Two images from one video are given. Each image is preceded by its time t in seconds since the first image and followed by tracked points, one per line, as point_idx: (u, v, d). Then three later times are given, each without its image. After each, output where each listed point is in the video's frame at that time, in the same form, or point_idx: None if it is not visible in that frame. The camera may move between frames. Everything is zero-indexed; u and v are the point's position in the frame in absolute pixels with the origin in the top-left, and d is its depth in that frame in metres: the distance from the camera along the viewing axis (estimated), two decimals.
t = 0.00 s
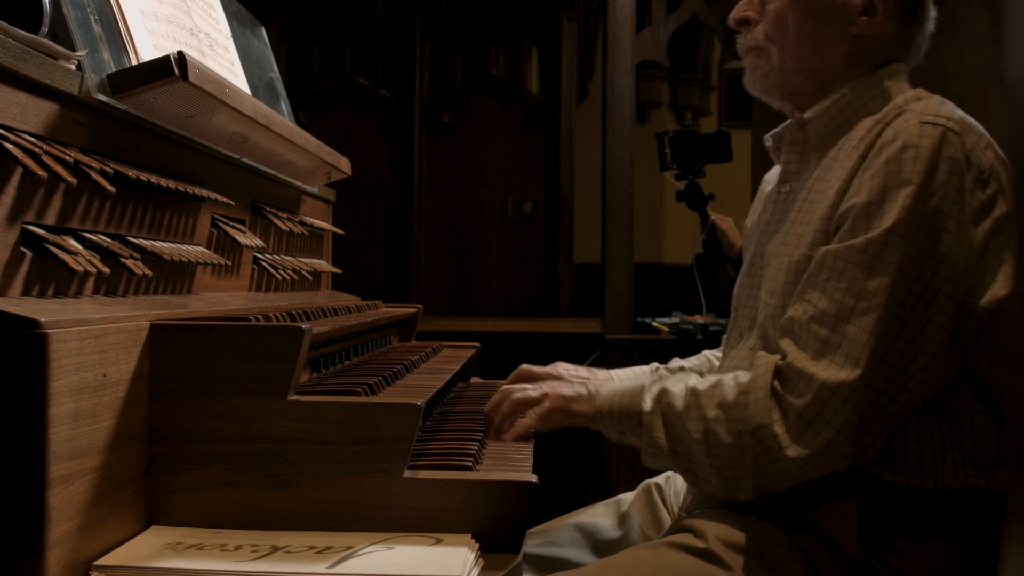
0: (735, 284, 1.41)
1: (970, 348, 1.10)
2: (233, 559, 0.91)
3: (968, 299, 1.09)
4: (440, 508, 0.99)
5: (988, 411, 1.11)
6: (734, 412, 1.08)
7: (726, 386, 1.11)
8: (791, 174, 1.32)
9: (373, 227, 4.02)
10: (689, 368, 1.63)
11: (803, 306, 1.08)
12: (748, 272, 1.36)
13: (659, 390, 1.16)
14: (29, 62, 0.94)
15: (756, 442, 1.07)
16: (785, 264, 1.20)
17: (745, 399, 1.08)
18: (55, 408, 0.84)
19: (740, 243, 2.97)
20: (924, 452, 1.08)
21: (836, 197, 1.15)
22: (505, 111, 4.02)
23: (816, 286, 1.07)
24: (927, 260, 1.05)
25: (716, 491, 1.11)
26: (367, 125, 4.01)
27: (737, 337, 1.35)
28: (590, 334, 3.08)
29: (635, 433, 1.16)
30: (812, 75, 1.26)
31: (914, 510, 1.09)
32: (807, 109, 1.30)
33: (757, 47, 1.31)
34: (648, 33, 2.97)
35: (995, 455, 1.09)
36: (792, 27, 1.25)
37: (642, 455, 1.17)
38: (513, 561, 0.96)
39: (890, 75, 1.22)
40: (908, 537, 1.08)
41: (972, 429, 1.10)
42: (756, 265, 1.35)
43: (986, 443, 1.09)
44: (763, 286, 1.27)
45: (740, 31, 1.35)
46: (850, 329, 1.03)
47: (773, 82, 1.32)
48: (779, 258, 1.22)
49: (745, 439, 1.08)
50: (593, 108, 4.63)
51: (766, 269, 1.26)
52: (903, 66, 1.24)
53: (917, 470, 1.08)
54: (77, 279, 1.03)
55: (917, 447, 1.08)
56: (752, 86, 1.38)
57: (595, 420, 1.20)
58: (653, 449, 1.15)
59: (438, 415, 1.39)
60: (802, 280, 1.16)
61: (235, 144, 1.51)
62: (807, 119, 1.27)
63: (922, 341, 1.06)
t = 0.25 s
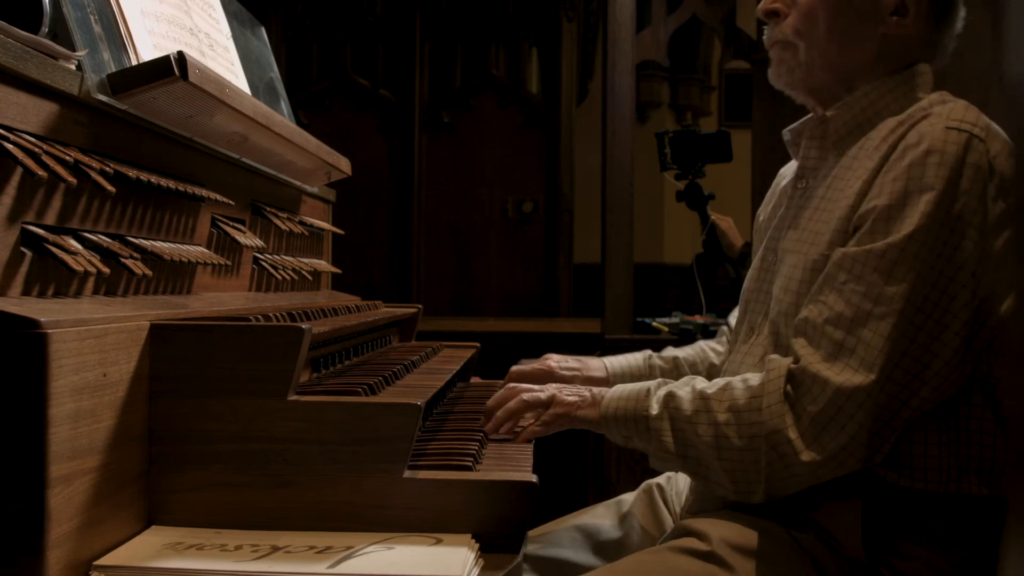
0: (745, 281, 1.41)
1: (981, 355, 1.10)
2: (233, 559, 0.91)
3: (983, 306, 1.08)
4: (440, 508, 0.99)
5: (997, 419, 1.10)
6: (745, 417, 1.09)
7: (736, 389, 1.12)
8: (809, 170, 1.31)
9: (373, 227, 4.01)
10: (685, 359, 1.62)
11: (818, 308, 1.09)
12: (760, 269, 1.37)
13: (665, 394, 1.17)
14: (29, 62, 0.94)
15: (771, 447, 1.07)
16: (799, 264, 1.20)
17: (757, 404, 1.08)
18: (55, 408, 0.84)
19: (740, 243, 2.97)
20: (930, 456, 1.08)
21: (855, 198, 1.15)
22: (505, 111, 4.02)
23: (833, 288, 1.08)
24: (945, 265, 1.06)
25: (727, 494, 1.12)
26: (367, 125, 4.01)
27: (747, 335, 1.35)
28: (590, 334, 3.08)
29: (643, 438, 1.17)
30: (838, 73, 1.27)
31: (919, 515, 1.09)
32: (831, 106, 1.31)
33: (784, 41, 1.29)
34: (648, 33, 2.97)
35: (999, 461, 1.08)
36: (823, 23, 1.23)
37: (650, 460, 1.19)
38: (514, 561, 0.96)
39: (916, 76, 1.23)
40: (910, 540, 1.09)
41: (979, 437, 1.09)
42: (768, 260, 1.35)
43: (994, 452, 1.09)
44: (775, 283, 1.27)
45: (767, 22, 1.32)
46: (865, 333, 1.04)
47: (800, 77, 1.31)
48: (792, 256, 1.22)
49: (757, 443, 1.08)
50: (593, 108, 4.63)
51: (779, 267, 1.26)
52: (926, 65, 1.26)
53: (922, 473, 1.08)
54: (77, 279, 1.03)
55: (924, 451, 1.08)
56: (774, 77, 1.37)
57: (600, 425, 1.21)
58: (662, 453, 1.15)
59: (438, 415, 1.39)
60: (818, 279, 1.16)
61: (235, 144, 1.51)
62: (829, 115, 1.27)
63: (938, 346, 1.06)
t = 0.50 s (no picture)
0: (751, 281, 1.41)
1: (987, 355, 1.09)
2: (233, 559, 0.91)
3: (989, 307, 1.08)
4: (440, 509, 0.99)
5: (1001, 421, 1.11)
6: (748, 414, 1.09)
7: (740, 385, 1.12)
8: (813, 173, 1.32)
9: (373, 227, 4.01)
10: (687, 365, 1.63)
11: (821, 306, 1.09)
12: (762, 268, 1.38)
13: (667, 391, 1.18)
14: (29, 62, 0.94)
15: (772, 444, 1.07)
16: (804, 262, 1.20)
17: (758, 402, 1.08)
18: (55, 408, 0.84)
19: (740, 244, 2.97)
20: (933, 457, 1.08)
21: (861, 198, 1.15)
22: (505, 111, 4.02)
23: (837, 286, 1.08)
24: (950, 264, 1.05)
25: (728, 493, 1.12)
26: (367, 125, 4.01)
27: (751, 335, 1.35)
28: (590, 334, 3.08)
29: (644, 434, 1.18)
30: (842, 72, 1.28)
31: (921, 517, 1.09)
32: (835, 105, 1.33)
33: (787, 41, 1.32)
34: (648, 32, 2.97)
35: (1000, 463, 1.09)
36: (826, 23, 1.26)
37: (652, 457, 1.19)
38: (514, 561, 0.96)
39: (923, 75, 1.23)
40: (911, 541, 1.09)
41: (984, 438, 1.10)
42: (772, 260, 1.36)
43: (998, 453, 1.09)
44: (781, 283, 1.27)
45: (771, 23, 1.35)
46: (868, 331, 1.04)
47: (803, 76, 1.33)
48: (797, 255, 1.23)
49: (759, 440, 1.08)
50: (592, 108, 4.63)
51: (784, 267, 1.27)
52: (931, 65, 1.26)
53: (924, 473, 1.08)
54: (77, 279, 1.03)
55: (927, 452, 1.08)
56: (780, 77, 1.39)
57: (602, 421, 1.21)
58: (664, 450, 1.16)
59: (438, 415, 1.39)
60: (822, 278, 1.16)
61: (235, 144, 1.51)
62: (835, 115, 1.27)
63: (943, 346, 1.06)
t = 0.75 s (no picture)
0: (749, 280, 1.41)
1: (983, 346, 1.09)
2: (233, 560, 0.91)
3: (985, 298, 1.08)
4: (440, 508, 0.99)
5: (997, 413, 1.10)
6: (748, 407, 1.09)
7: (739, 379, 1.12)
8: (809, 172, 1.30)
9: (373, 227, 4.01)
10: (684, 370, 1.62)
11: (820, 299, 1.08)
12: (760, 268, 1.38)
13: (667, 387, 1.18)
14: (29, 62, 0.94)
15: (773, 437, 1.07)
16: (800, 257, 1.20)
17: (759, 395, 1.08)
18: (55, 408, 0.84)
19: (740, 244, 2.97)
20: (933, 449, 1.08)
21: (855, 192, 1.16)
22: (505, 111, 4.02)
23: (834, 279, 1.08)
24: (944, 256, 1.05)
25: (729, 489, 1.11)
26: (367, 125, 4.01)
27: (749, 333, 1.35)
28: (590, 334, 3.08)
29: (645, 429, 1.18)
30: (836, 73, 1.29)
31: (920, 512, 1.09)
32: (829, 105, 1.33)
33: (780, 44, 1.33)
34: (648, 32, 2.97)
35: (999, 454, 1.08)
36: (818, 25, 1.27)
37: (652, 452, 1.18)
38: (513, 561, 0.96)
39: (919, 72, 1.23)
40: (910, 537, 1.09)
41: (982, 430, 1.09)
42: (769, 260, 1.36)
43: (996, 444, 1.09)
44: (778, 280, 1.27)
45: (764, 29, 1.36)
46: (867, 323, 1.04)
47: (797, 79, 1.34)
48: (794, 251, 1.22)
49: (760, 433, 1.08)
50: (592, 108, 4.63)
51: (781, 264, 1.27)
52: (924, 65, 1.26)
53: (924, 467, 1.08)
54: (77, 279, 1.03)
55: (926, 445, 1.08)
56: (774, 82, 1.40)
57: (603, 419, 1.22)
58: (664, 446, 1.16)
59: (438, 415, 1.39)
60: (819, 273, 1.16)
61: (235, 144, 1.51)
62: (829, 114, 1.26)
63: (940, 337, 1.06)
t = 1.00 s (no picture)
0: (748, 279, 1.42)
1: (980, 346, 1.09)
2: (233, 559, 0.91)
3: (984, 298, 1.08)
4: (440, 509, 0.99)
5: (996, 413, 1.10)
6: (752, 409, 1.09)
7: (742, 381, 1.11)
8: (809, 172, 1.31)
9: (373, 227, 4.01)
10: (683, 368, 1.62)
11: (823, 301, 1.08)
12: (760, 268, 1.39)
13: (669, 387, 1.18)
14: (29, 62, 0.94)
15: (778, 440, 1.06)
16: (801, 258, 1.20)
17: (763, 397, 1.08)
18: (55, 408, 0.84)
19: (740, 244, 2.97)
20: (931, 449, 1.08)
21: (856, 193, 1.15)
22: (505, 111, 4.02)
23: (836, 281, 1.07)
24: (946, 256, 1.05)
25: (732, 490, 1.11)
26: (367, 125, 4.01)
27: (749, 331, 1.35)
28: (590, 334, 3.08)
29: (645, 430, 1.19)
30: (837, 73, 1.28)
31: (920, 513, 1.09)
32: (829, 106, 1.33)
33: (782, 44, 1.33)
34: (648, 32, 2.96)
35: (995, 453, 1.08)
36: (820, 25, 1.27)
37: (652, 453, 1.19)
38: (513, 561, 0.96)
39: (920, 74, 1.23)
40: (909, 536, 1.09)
41: (981, 430, 1.09)
42: (769, 260, 1.36)
43: (995, 444, 1.08)
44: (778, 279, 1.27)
45: (766, 28, 1.35)
46: (872, 326, 1.03)
47: (799, 80, 1.33)
48: (794, 251, 1.22)
49: (764, 435, 1.08)
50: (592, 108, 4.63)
51: (780, 264, 1.27)
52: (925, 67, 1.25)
53: (923, 466, 1.08)
54: (77, 279, 1.03)
55: (926, 445, 1.08)
56: (776, 82, 1.40)
57: (603, 419, 1.22)
58: (665, 447, 1.16)
59: (438, 415, 1.39)
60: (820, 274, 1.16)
61: (235, 144, 1.51)
62: (829, 114, 1.27)
63: (942, 337, 1.06)
